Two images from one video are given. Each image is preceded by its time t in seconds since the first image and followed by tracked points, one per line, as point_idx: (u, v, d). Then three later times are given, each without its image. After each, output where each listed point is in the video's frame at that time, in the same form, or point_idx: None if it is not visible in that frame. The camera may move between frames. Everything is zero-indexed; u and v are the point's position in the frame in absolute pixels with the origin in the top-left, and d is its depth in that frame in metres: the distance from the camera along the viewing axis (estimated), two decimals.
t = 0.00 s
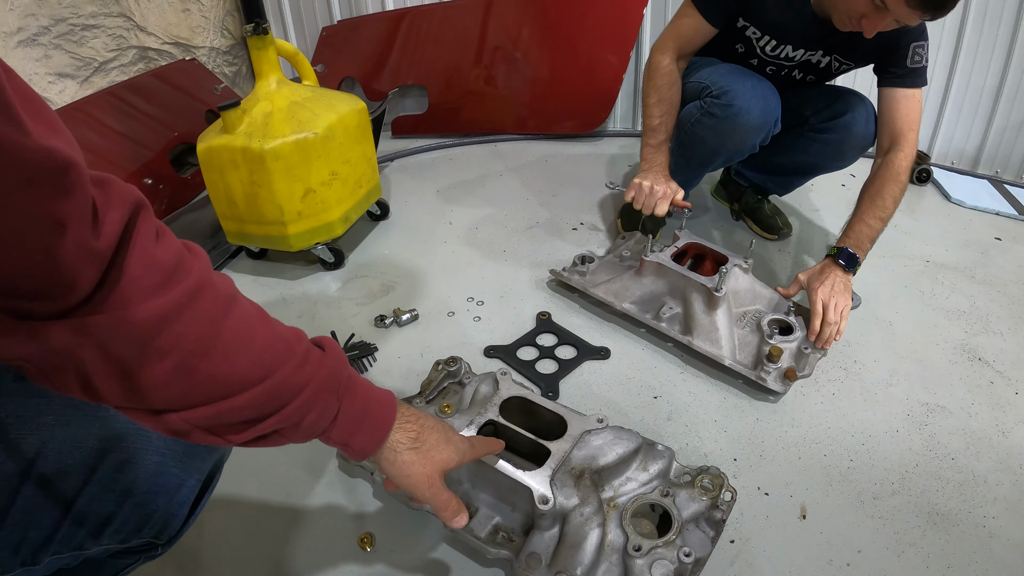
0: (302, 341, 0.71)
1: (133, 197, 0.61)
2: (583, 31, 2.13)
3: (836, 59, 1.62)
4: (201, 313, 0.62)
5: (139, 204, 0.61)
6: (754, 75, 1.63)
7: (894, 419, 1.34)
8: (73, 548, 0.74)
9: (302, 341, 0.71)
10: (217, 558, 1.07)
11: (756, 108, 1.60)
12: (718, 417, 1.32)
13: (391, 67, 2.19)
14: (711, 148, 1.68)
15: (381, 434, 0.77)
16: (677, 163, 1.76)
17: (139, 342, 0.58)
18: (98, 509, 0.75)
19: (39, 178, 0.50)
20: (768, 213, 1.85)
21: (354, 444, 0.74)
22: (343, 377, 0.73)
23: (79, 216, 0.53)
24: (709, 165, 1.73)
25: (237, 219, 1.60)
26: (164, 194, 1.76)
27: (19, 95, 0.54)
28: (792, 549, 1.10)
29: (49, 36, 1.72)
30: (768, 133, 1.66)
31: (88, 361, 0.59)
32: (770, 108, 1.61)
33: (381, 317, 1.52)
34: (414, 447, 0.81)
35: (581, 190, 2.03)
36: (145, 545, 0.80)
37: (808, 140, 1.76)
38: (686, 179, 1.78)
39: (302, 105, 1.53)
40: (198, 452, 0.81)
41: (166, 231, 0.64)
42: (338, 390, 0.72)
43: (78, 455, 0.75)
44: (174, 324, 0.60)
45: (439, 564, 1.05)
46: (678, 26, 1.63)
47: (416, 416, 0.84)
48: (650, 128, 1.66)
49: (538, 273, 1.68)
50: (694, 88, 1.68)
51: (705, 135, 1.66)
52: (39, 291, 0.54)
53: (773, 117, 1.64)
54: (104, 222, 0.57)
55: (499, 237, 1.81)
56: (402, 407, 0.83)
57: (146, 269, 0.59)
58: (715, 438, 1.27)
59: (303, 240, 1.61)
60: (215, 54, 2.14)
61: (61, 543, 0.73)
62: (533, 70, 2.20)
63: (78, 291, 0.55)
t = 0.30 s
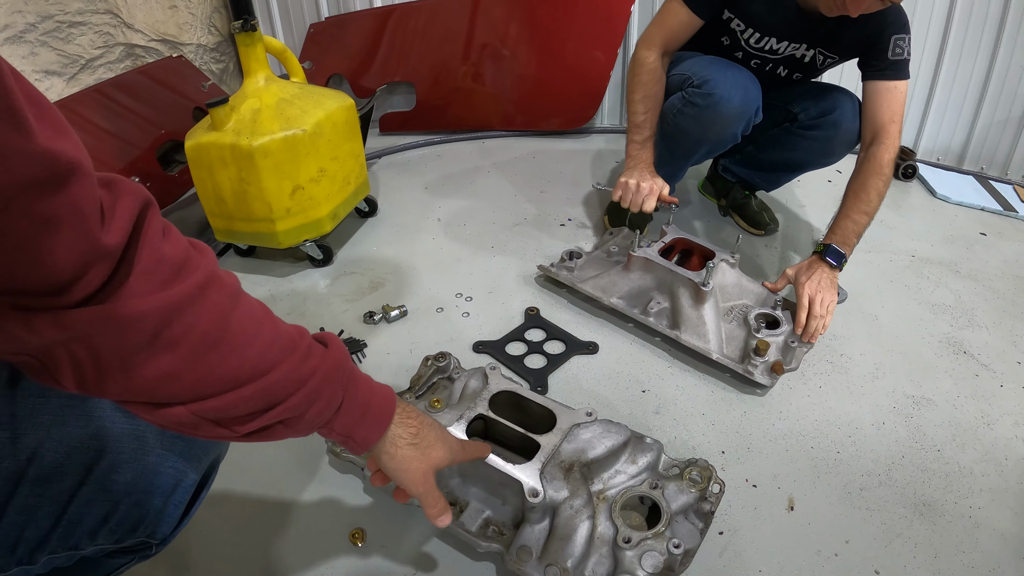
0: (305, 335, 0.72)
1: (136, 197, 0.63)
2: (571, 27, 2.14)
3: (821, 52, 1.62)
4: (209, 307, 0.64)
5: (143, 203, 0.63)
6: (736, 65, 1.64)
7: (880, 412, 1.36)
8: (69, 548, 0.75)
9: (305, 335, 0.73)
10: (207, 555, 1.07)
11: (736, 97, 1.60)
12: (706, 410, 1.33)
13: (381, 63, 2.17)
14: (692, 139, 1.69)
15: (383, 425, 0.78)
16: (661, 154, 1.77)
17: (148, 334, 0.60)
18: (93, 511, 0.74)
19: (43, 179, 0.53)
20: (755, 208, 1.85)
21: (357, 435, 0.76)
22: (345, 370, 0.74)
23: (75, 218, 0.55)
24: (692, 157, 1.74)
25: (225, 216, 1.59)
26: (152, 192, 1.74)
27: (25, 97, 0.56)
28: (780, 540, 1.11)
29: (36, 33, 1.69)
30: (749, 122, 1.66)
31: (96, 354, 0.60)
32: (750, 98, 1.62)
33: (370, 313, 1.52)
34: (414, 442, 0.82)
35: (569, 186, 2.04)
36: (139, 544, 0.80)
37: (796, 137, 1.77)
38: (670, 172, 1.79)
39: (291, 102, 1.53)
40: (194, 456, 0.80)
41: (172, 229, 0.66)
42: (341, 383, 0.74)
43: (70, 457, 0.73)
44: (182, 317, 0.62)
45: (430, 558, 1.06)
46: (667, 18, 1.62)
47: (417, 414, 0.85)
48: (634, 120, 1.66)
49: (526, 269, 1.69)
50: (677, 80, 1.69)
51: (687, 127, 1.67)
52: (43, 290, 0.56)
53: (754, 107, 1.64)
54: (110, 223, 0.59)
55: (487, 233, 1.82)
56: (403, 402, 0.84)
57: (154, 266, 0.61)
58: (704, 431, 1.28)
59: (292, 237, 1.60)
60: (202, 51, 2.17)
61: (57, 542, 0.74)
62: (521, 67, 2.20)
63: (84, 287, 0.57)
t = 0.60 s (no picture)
0: (287, 313, 0.71)
1: (117, 177, 0.63)
2: (562, 16, 2.12)
3: (800, 31, 1.61)
4: (188, 283, 0.63)
5: (124, 184, 0.63)
6: (704, 36, 1.64)
7: (872, 401, 1.35)
8: (41, 540, 0.73)
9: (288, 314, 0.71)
10: (193, 547, 1.05)
11: (703, 64, 1.58)
12: (697, 399, 1.32)
13: (371, 51, 2.14)
14: (666, 113, 1.66)
15: (369, 405, 0.76)
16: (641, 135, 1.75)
17: (126, 309, 0.60)
18: (65, 498, 0.73)
19: (22, 165, 0.53)
20: (747, 197, 1.84)
21: (342, 416, 0.74)
22: (329, 348, 0.73)
23: (54, 204, 0.55)
24: (668, 134, 1.71)
25: (212, 206, 1.57)
26: (140, 183, 1.73)
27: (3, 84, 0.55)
28: (772, 530, 1.10)
29: (21, 24, 1.66)
30: (721, 89, 1.62)
31: (74, 331, 0.59)
32: (718, 64, 1.59)
33: (358, 303, 1.50)
34: (402, 423, 0.81)
35: (561, 175, 2.02)
36: (113, 537, 0.79)
37: (788, 123, 1.74)
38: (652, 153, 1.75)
39: (278, 90, 1.51)
40: (173, 439, 0.80)
41: (149, 210, 0.65)
42: (326, 361, 0.72)
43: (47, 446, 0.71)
44: (161, 292, 0.61)
45: (418, 549, 1.05)
46: None
47: (406, 396, 0.83)
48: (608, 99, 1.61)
49: (516, 258, 1.67)
50: (649, 58, 1.70)
51: (659, 101, 1.66)
52: (21, 271, 0.56)
53: (724, 73, 1.60)
54: (89, 201, 0.59)
55: (477, 222, 1.80)
56: (391, 385, 0.83)
57: (132, 243, 0.61)
58: (695, 421, 1.27)
59: (280, 227, 1.58)
60: (190, 42, 2.07)
61: (27, 533, 0.72)
62: (512, 56, 2.19)
63: (64, 266, 0.57)
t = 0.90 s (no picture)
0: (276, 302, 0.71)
1: (105, 171, 0.63)
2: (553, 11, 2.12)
3: (767, 19, 1.61)
4: (177, 272, 0.64)
5: (111, 177, 0.63)
6: (669, 29, 1.64)
7: (862, 391, 1.36)
8: (31, 532, 0.73)
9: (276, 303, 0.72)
10: (186, 542, 1.05)
11: (673, 55, 1.58)
12: (688, 391, 1.33)
13: (362, 46, 2.14)
14: (643, 106, 1.66)
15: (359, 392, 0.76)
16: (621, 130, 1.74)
17: (115, 298, 0.60)
18: (55, 491, 0.73)
19: (9, 162, 0.53)
20: (737, 190, 1.85)
21: (332, 403, 0.74)
22: (318, 335, 0.73)
23: (41, 201, 0.55)
24: (648, 127, 1.70)
25: (204, 203, 1.56)
26: (131, 180, 1.72)
27: None
28: (763, 520, 1.11)
29: (11, 22, 1.61)
30: (694, 79, 1.61)
31: (64, 322, 0.59)
32: (688, 53, 1.58)
33: (349, 298, 1.50)
34: (392, 409, 0.81)
35: (552, 170, 2.02)
36: (104, 531, 0.79)
37: (767, 111, 1.74)
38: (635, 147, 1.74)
39: (269, 85, 1.50)
40: (163, 430, 0.81)
41: (137, 203, 0.66)
42: (315, 348, 0.72)
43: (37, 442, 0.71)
44: (150, 280, 0.62)
45: (410, 541, 1.05)
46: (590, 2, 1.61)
47: (396, 384, 0.84)
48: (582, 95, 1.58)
49: (507, 252, 1.68)
50: (621, 56, 1.71)
51: (634, 96, 1.65)
52: (11, 263, 0.56)
53: (695, 61, 1.60)
54: (77, 196, 0.59)
55: (468, 216, 1.80)
56: (379, 373, 0.83)
57: (121, 234, 0.61)
58: (686, 413, 1.28)
59: (271, 222, 1.58)
60: (181, 38, 2.05)
61: (17, 526, 0.72)
62: (503, 51, 2.19)
63: (54, 260, 0.57)
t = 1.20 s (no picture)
0: (268, 300, 0.71)
1: (99, 172, 0.62)
2: (551, 10, 2.12)
3: (745, 20, 1.64)
4: (170, 270, 0.63)
5: (104, 176, 0.63)
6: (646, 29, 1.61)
7: (859, 392, 1.36)
8: (25, 532, 0.73)
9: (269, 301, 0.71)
10: (182, 541, 1.05)
11: (657, 55, 1.56)
12: (685, 391, 1.32)
13: (359, 44, 2.13)
14: (633, 111, 1.64)
15: (353, 387, 0.76)
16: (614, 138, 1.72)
17: (109, 296, 0.59)
18: (50, 490, 0.73)
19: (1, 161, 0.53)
20: (735, 190, 1.85)
21: (327, 400, 0.74)
22: (311, 333, 0.72)
23: (33, 202, 0.55)
24: (640, 130, 1.68)
25: (201, 201, 1.56)
26: (128, 177, 1.71)
27: None
28: (761, 521, 1.11)
29: (7, 18, 1.60)
30: (679, 75, 1.60)
31: (57, 320, 0.59)
32: (671, 51, 1.57)
33: (347, 297, 1.50)
34: (385, 407, 0.81)
35: (550, 168, 2.02)
36: (98, 531, 0.78)
37: (755, 105, 1.73)
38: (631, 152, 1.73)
39: (266, 83, 1.50)
40: (157, 428, 0.81)
41: (130, 202, 0.65)
42: (309, 345, 0.72)
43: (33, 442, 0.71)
44: (143, 279, 0.61)
45: (407, 540, 1.05)
46: (581, 32, 1.46)
47: (389, 380, 0.84)
48: (596, 147, 1.40)
49: (506, 252, 1.67)
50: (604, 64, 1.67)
51: (622, 100, 1.63)
52: (4, 262, 0.56)
53: (678, 58, 1.59)
54: (71, 195, 0.59)
55: (465, 215, 1.80)
56: (374, 370, 0.83)
57: (114, 233, 0.61)
58: (684, 414, 1.28)
59: (269, 220, 1.58)
60: (177, 34, 2.02)
61: (12, 526, 0.72)
62: (501, 49, 2.18)
63: (48, 259, 0.57)
